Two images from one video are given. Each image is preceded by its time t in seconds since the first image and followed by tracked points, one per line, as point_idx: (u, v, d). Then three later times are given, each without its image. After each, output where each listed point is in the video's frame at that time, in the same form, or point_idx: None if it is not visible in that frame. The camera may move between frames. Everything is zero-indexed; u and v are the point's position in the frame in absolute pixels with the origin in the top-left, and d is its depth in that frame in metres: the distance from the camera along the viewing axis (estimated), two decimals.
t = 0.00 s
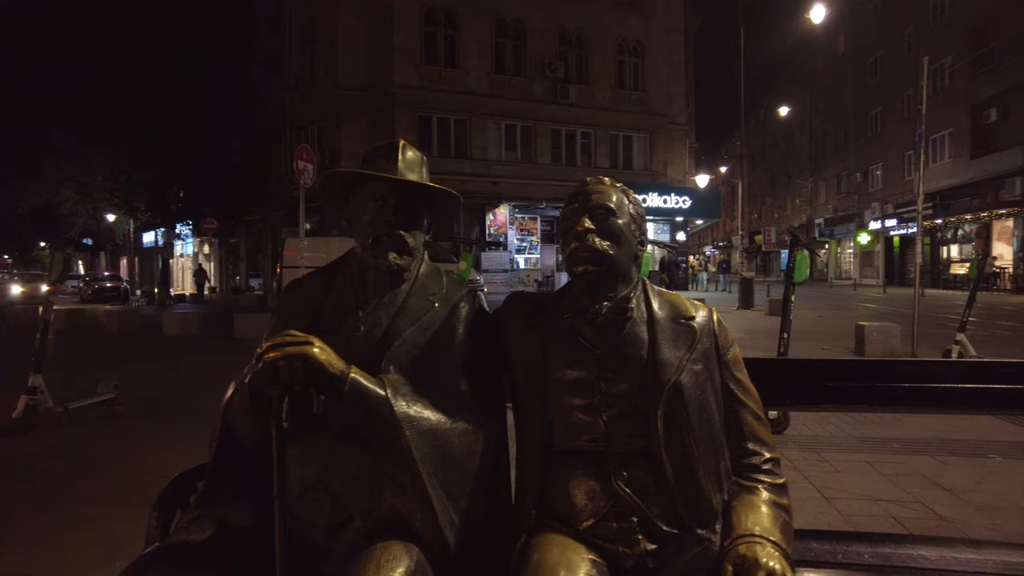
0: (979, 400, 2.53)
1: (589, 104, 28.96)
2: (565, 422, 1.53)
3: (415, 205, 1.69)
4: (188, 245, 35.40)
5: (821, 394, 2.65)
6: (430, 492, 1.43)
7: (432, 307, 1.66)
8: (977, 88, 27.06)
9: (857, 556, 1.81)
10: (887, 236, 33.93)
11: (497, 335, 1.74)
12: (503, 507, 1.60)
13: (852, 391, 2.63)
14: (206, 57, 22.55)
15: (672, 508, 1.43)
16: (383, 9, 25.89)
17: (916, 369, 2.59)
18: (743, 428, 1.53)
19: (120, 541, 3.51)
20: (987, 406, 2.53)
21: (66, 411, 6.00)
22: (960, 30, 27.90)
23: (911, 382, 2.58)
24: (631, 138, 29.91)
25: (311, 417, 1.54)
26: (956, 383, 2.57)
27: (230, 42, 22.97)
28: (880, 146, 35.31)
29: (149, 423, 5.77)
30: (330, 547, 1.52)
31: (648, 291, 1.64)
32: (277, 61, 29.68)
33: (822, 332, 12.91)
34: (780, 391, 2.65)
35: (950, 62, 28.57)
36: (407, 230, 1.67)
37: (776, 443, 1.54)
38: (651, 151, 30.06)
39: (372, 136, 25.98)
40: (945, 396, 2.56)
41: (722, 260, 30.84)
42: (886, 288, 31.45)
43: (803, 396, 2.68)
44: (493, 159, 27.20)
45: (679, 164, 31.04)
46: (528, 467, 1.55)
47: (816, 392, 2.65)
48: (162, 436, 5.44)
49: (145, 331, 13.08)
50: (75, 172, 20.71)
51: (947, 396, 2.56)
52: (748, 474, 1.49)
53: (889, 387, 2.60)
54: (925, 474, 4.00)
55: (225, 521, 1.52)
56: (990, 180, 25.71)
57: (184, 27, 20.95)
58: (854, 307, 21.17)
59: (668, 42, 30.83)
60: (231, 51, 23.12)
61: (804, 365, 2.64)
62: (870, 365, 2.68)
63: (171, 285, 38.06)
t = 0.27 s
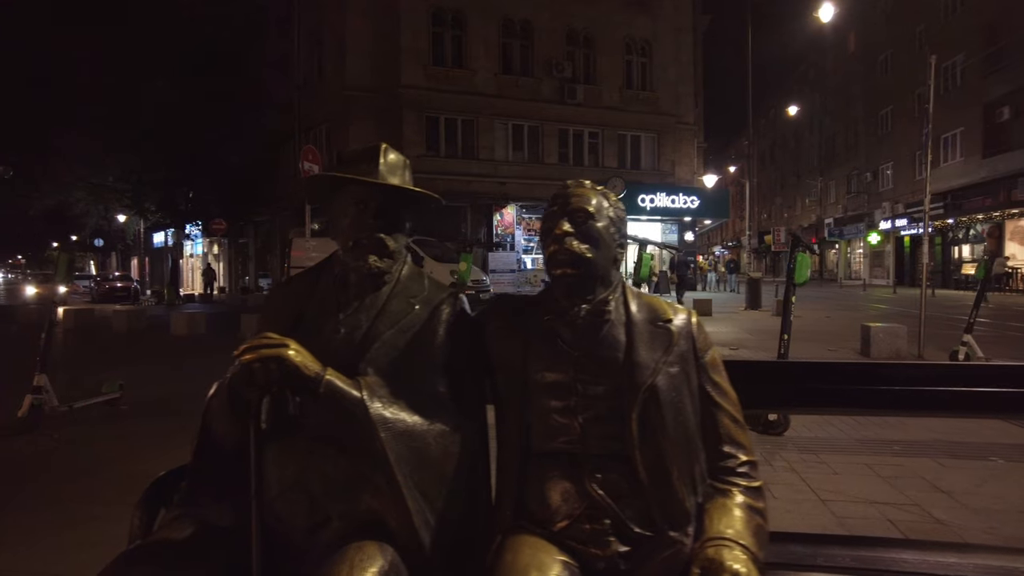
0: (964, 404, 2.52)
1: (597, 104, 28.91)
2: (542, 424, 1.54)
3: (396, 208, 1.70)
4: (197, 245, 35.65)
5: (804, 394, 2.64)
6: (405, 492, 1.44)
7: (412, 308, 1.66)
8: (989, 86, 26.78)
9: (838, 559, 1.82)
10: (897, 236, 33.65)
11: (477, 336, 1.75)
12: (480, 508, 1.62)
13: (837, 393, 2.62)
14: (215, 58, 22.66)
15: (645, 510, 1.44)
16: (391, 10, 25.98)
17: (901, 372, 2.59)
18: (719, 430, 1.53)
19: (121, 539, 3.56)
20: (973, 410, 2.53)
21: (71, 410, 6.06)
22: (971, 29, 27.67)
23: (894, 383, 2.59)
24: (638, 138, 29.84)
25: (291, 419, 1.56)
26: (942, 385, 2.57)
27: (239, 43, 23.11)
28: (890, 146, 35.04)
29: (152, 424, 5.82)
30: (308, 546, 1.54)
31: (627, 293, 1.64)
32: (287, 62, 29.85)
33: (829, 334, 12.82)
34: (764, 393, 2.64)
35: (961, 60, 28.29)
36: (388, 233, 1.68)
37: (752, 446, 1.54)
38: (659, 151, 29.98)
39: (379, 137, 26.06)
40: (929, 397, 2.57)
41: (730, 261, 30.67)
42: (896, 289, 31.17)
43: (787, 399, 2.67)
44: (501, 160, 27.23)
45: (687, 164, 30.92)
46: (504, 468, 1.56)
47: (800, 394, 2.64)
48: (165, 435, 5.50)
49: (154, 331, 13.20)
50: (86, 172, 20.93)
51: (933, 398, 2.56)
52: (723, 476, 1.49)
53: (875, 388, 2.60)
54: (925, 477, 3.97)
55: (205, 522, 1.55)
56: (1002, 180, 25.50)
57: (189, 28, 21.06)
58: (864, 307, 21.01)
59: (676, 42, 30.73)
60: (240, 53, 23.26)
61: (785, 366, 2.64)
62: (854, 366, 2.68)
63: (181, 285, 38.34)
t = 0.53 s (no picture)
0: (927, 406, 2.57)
1: (600, 105, 28.95)
2: (501, 427, 1.59)
3: (366, 218, 1.74)
4: (201, 246, 35.82)
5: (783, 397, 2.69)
6: (366, 492, 1.50)
7: (379, 314, 1.70)
8: (994, 86, 26.65)
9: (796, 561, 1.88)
10: (901, 237, 33.65)
11: (444, 340, 1.80)
12: (443, 508, 1.67)
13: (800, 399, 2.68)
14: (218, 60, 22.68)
15: (597, 510, 1.49)
16: (394, 12, 26.09)
17: (867, 375, 2.63)
18: (674, 434, 1.58)
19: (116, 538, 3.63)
20: (938, 413, 2.57)
21: (70, 410, 6.11)
22: (976, 29, 27.60)
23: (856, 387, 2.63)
24: (641, 139, 29.89)
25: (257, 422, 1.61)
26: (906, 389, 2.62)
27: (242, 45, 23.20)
28: (895, 146, 34.93)
29: (149, 424, 5.89)
30: (275, 547, 1.59)
31: (588, 299, 1.68)
32: (290, 64, 30.00)
33: (827, 335, 12.83)
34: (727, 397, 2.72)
35: (967, 60, 28.18)
36: (357, 241, 1.73)
37: (707, 449, 1.58)
38: (662, 152, 30.02)
39: (382, 138, 26.14)
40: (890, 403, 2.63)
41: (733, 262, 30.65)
42: (901, 290, 31.08)
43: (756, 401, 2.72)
44: (503, 161, 27.28)
45: (690, 165, 30.94)
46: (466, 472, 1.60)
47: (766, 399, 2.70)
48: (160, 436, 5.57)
49: (156, 332, 13.31)
50: (90, 174, 21.08)
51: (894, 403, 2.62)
52: (676, 478, 1.54)
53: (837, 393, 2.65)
54: (909, 479, 3.99)
55: (179, 520, 1.61)
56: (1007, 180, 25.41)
57: (190, 29, 21.23)
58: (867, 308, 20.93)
59: (679, 43, 30.76)
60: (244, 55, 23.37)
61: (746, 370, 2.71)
62: (822, 370, 2.73)
63: (185, 285, 38.55)
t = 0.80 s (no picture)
0: (907, 410, 2.53)
1: (598, 107, 29.02)
2: (452, 429, 1.67)
3: (327, 231, 1.83)
4: (202, 247, 36.01)
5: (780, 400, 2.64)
6: (321, 490, 1.60)
7: (339, 323, 1.80)
8: (992, 87, 26.63)
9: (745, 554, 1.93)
10: (901, 238, 33.71)
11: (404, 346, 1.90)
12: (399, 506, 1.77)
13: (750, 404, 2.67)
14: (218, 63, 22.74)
15: (537, 509, 1.58)
16: (393, 14, 26.21)
17: (865, 379, 2.57)
18: (615, 435, 1.67)
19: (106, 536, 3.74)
20: (935, 416, 2.51)
21: (65, 412, 6.23)
22: (975, 30, 27.61)
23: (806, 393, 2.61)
24: (640, 141, 29.98)
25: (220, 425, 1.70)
26: (859, 394, 2.59)
27: (242, 48, 23.31)
28: (894, 147, 34.95)
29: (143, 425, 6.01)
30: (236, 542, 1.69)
31: (537, 307, 1.77)
32: (291, 66, 30.15)
33: (822, 335, 12.90)
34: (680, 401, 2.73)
35: (966, 62, 28.20)
36: (318, 253, 1.82)
37: (647, 450, 1.68)
38: (661, 153, 30.10)
39: (382, 140, 26.24)
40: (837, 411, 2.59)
41: (732, 263, 30.71)
42: (899, 290, 31.11)
43: (735, 404, 2.69)
44: (503, 163, 27.37)
45: (689, 166, 31.00)
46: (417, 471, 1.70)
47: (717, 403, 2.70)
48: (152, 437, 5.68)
49: (155, 334, 13.44)
50: (91, 177, 21.21)
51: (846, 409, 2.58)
52: (615, 477, 1.63)
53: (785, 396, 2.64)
54: (883, 480, 4.07)
55: (146, 517, 1.70)
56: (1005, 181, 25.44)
57: (190, 32, 21.30)
58: (864, 309, 20.94)
59: (678, 44, 30.83)
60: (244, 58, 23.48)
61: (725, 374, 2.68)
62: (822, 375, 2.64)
63: (186, 287, 38.70)
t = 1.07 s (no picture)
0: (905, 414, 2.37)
1: (595, 109, 29.13)
2: (408, 430, 1.79)
3: (295, 245, 1.96)
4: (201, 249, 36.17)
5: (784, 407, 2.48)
6: (283, 486, 1.72)
7: (304, 329, 1.91)
8: (987, 88, 26.68)
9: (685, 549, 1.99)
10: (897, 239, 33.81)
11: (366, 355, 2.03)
12: (359, 503, 1.91)
13: (688, 405, 2.54)
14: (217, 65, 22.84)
15: (483, 503, 1.70)
16: (390, 17, 26.35)
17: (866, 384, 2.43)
18: (560, 435, 1.79)
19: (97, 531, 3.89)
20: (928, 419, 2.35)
21: (59, 413, 6.36)
22: (970, 31, 27.66)
23: (739, 395, 2.51)
24: (637, 142, 30.09)
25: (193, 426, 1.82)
26: (859, 400, 2.44)
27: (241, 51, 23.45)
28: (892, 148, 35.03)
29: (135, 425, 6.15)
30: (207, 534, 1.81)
31: (489, 314, 1.89)
32: (289, 69, 30.32)
33: (813, 336, 12.99)
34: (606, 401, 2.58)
35: (962, 63, 28.30)
36: (286, 265, 1.94)
37: (591, 450, 1.80)
38: (658, 155, 30.22)
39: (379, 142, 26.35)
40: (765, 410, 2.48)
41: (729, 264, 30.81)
42: (895, 291, 31.19)
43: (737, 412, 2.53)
44: (500, 165, 27.49)
45: (686, 168, 31.09)
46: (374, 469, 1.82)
47: (653, 405, 2.57)
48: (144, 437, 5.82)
49: (152, 336, 13.58)
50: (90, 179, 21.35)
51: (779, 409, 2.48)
52: (558, 475, 1.75)
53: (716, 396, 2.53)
54: (853, 479, 4.18)
55: (122, 512, 1.82)
56: (999, 181, 25.39)
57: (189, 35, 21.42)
58: (860, 309, 21.02)
59: (675, 47, 30.94)
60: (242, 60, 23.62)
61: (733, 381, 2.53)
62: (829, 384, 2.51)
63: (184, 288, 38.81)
